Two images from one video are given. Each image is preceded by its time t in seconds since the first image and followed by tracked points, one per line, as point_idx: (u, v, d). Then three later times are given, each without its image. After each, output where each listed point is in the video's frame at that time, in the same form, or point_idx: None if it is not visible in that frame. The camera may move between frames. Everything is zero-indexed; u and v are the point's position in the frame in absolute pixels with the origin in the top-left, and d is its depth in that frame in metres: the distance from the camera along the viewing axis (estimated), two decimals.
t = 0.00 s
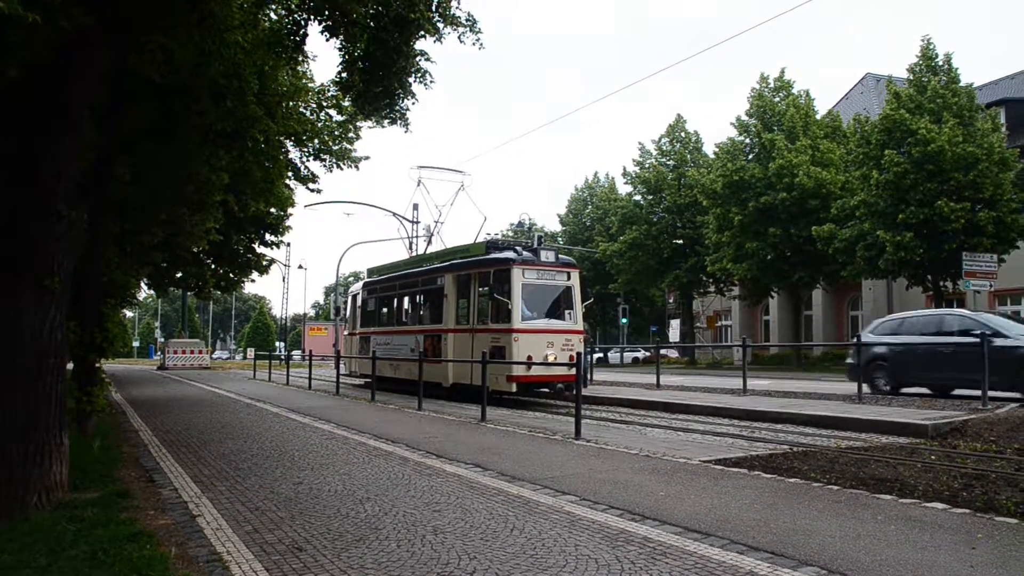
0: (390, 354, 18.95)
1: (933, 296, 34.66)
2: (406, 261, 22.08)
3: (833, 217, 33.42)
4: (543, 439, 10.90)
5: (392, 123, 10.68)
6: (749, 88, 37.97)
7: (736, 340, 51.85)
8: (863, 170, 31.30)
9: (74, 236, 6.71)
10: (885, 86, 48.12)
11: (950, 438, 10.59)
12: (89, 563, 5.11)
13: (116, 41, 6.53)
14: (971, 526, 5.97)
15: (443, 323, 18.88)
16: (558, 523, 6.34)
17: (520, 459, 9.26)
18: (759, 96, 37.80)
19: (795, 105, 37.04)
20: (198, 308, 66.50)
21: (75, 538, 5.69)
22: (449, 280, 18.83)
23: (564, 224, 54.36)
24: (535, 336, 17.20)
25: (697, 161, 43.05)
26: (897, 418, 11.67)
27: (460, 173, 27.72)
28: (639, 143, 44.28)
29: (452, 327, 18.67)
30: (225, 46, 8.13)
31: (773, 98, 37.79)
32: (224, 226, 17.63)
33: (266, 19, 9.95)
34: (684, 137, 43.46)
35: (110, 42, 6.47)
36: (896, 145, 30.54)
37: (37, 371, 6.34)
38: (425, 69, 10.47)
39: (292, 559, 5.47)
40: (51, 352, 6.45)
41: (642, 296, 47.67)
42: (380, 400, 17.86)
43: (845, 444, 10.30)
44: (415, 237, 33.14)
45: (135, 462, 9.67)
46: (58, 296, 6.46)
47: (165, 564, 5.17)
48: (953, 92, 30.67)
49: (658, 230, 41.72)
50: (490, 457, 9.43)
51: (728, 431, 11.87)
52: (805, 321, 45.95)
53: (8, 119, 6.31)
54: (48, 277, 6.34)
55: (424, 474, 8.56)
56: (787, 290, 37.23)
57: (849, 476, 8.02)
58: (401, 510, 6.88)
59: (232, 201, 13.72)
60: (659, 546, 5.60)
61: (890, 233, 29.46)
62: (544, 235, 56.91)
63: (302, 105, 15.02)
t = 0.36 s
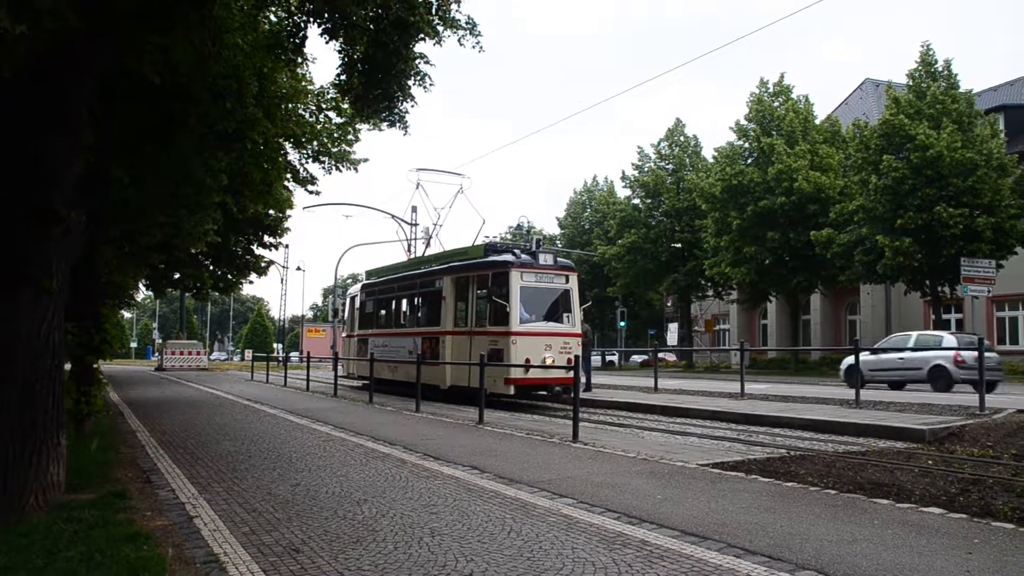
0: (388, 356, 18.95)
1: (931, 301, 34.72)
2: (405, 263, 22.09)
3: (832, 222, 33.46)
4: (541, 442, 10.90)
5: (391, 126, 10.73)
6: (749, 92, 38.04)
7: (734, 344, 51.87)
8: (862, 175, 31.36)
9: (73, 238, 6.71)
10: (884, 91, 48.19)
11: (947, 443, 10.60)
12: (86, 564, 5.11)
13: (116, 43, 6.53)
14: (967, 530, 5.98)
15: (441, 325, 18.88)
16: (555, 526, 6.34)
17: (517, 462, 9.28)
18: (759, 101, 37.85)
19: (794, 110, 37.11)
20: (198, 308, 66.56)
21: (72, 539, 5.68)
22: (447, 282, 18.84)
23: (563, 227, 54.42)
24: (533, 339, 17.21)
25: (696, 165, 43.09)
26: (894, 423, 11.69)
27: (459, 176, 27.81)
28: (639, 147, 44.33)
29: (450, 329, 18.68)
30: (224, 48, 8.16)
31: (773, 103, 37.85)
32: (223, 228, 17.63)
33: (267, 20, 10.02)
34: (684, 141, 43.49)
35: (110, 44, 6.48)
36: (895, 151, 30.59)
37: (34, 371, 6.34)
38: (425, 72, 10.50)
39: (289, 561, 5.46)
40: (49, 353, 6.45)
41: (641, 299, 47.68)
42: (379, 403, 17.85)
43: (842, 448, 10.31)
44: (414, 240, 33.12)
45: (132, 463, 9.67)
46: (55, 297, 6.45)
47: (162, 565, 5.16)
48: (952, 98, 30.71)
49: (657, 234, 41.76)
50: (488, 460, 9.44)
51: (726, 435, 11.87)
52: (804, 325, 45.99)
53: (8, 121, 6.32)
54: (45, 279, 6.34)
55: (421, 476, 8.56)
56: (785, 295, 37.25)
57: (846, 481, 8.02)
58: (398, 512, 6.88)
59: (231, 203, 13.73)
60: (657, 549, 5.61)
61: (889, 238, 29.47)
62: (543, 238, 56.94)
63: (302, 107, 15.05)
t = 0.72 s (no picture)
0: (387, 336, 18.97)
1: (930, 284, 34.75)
2: (403, 243, 22.07)
3: (832, 204, 33.40)
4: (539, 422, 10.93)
5: (391, 105, 10.67)
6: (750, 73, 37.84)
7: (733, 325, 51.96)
8: (863, 157, 31.29)
9: (73, 218, 6.69)
10: (886, 72, 47.92)
11: (944, 425, 10.64)
12: (87, 541, 5.13)
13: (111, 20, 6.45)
14: (962, 511, 6.02)
15: (440, 305, 18.89)
16: (553, 505, 6.36)
17: (516, 442, 9.31)
18: (760, 82, 37.67)
19: (795, 91, 36.93)
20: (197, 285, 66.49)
21: (71, 517, 5.70)
22: (446, 262, 18.82)
23: (562, 208, 54.32)
24: (532, 320, 17.22)
25: (696, 146, 42.90)
26: (892, 404, 11.72)
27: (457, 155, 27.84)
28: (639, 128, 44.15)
29: (449, 309, 18.68)
30: (223, 24, 8.09)
31: (774, 84, 37.66)
32: (221, 207, 17.58)
33: None
34: (684, 122, 43.29)
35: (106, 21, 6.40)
36: (896, 133, 30.47)
37: (33, 349, 6.33)
38: (424, 51, 10.41)
39: (288, 539, 5.49)
40: (48, 331, 6.44)
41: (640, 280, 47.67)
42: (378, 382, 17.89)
43: (839, 429, 10.36)
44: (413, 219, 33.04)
45: (132, 442, 9.70)
46: (53, 275, 6.44)
47: (162, 543, 5.19)
48: (954, 79, 30.54)
49: (656, 215, 41.67)
50: (487, 440, 9.46)
51: (723, 415, 11.90)
52: (802, 307, 46.03)
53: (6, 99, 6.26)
54: (44, 257, 6.32)
55: (420, 455, 8.59)
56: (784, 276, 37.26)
57: (843, 462, 8.05)
58: (397, 491, 6.91)
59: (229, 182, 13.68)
60: (654, 529, 5.64)
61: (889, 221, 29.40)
62: (542, 218, 56.84)
63: (300, 85, 14.96)
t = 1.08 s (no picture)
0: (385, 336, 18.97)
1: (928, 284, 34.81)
2: (401, 243, 22.07)
3: (829, 205, 33.43)
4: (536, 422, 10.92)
5: (389, 105, 10.67)
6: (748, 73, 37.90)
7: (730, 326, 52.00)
8: (860, 158, 31.32)
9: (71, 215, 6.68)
10: (884, 73, 47.99)
11: (941, 426, 10.67)
12: (83, 541, 5.12)
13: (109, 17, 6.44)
14: (960, 511, 6.03)
15: (438, 305, 18.90)
16: (550, 506, 6.36)
17: (514, 442, 9.31)
18: (758, 82, 37.74)
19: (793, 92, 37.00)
20: (194, 285, 66.44)
21: (67, 517, 5.68)
22: (444, 262, 18.82)
23: (560, 208, 54.29)
24: (530, 320, 17.23)
25: (694, 146, 42.91)
26: (889, 405, 11.73)
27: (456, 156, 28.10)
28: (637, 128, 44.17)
29: (446, 309, 18.67)
30: (222, 24, 8.08)
31: (772, 84, 37.72)
32: (219, 206, 17.55)
33: None
34: (682, 122, 43.32)
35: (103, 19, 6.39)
36: (893, 134, 30.51)
37: (29, 348, 6.32)
38: (423, 51, 10.41)
39: (286, 539, 5.49)
40: (45, 330, 6.43)
41: (637, 281, 47.69)
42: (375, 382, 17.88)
43: (836, 430, 10.38)
44: (410, 219, 33.04)
45: (129, 441, 9.69)
46: (49, 274, 6.43)
47: (159, 544, 5.17)
48: (951, 80, 30.58)
49: (654, 215, 41.69)
50: (485, 439, 9.45)
51: (720, 416, 11.93)
52: (800, 307, 46.09)
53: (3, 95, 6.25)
54: (41, 255, 6.32)
55: (418, 455, 8.58)
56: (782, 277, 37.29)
57: (839, 462, 8.07)
58: (394, 491, 6.90)
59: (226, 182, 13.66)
60: (652, 529, 5.64)
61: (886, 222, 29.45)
62: (539, 219, 56.84)
63: (299, 85, 14.96)
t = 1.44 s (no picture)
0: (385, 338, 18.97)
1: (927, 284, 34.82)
2: (400, 245, 22.09)
3: (828, 204, 33.43)
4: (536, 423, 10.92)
5: (387, 105, 10.68)
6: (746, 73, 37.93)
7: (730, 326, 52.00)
8: (859, 158, 31.30)
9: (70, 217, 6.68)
10: (882, 73, 48.02)
11: (941, 425, 10.66)
12: (83, 543, 5.12)
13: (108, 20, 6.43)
14: (960, 510, 6.03)
15: (437, 306, 18.89)
16: (550, 506, 6.36)
17: (514, 442, 9.31)
18: (757, 82, 37.77)
19: (791, 91, 37.04)
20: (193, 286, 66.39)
21: (67, 519, 5.68)
22: (443, 263, 18.83)
23: (559, 208, 54.25)
24: (530, 321, 17.23)
25: (693, 146, 42.92)
26: (889, 405, 11.74)
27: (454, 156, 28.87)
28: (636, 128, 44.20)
29: (446, 310, 18.67)
30: (221, 26, 8.09)
31: (770, 84, 37.75)
32: (218, 208, 17.55)
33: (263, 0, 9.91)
34: (681, 122, 43.36)
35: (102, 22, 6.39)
36: (892, 133, 30.51)
37: (29, 351, 6.32)
38: (421, 52, 10.42)
39: (286, 540, 5.49)
40: (44, 333, 6.42)
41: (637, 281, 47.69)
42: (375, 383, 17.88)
43: (837, 429, 10.38)
44: (410, 221, 33.08)
45: (128, 443, 9.68)
46: (49, 278, 6.43)
47: (159, 546, 5.17)
48: (950, 79, 30.59)
49: (654, 215, 41.68)
50: (485, 440, 9.45)
51: (720, 416, 11.93)
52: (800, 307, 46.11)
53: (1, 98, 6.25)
54: (41, 259, 6.32)
55: (418, 456, 8.58)
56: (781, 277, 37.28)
57: (839, 462, 8.07)
58: (394, 492, 6.90)
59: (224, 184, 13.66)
60: (652, 529, 5.64)
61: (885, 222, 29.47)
62: (539, 220, 56.86)
63: (297, 87, 14.98)
